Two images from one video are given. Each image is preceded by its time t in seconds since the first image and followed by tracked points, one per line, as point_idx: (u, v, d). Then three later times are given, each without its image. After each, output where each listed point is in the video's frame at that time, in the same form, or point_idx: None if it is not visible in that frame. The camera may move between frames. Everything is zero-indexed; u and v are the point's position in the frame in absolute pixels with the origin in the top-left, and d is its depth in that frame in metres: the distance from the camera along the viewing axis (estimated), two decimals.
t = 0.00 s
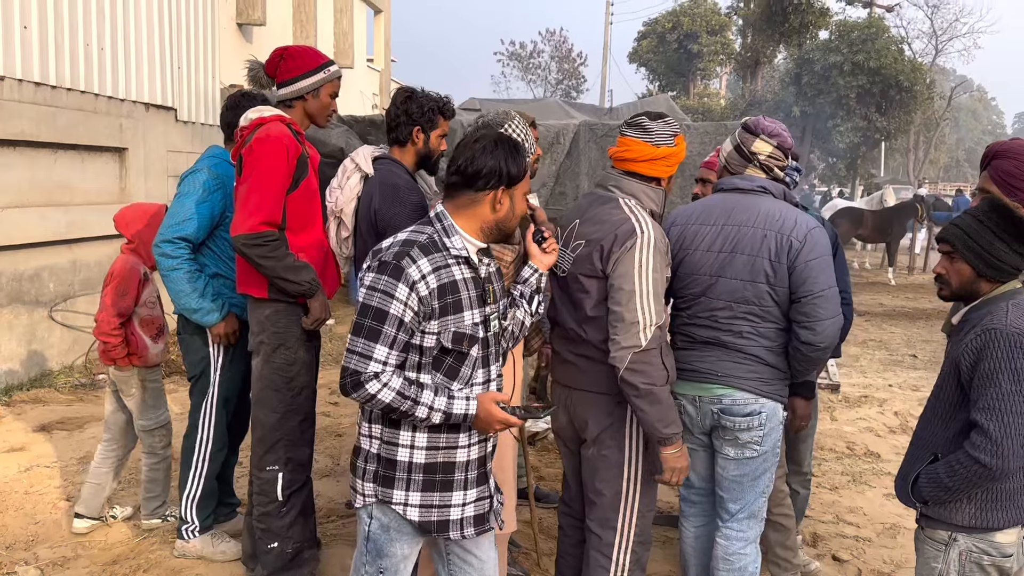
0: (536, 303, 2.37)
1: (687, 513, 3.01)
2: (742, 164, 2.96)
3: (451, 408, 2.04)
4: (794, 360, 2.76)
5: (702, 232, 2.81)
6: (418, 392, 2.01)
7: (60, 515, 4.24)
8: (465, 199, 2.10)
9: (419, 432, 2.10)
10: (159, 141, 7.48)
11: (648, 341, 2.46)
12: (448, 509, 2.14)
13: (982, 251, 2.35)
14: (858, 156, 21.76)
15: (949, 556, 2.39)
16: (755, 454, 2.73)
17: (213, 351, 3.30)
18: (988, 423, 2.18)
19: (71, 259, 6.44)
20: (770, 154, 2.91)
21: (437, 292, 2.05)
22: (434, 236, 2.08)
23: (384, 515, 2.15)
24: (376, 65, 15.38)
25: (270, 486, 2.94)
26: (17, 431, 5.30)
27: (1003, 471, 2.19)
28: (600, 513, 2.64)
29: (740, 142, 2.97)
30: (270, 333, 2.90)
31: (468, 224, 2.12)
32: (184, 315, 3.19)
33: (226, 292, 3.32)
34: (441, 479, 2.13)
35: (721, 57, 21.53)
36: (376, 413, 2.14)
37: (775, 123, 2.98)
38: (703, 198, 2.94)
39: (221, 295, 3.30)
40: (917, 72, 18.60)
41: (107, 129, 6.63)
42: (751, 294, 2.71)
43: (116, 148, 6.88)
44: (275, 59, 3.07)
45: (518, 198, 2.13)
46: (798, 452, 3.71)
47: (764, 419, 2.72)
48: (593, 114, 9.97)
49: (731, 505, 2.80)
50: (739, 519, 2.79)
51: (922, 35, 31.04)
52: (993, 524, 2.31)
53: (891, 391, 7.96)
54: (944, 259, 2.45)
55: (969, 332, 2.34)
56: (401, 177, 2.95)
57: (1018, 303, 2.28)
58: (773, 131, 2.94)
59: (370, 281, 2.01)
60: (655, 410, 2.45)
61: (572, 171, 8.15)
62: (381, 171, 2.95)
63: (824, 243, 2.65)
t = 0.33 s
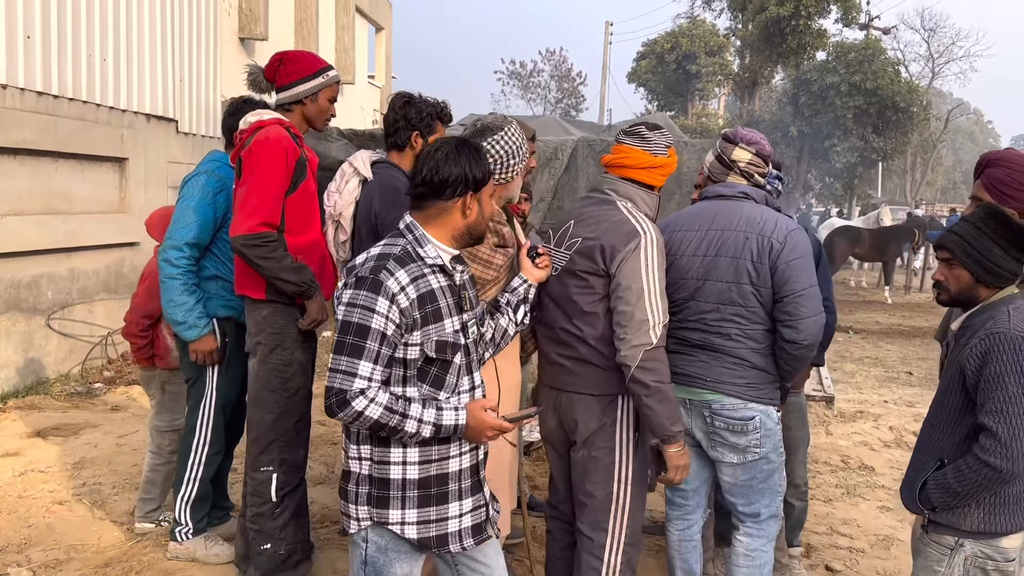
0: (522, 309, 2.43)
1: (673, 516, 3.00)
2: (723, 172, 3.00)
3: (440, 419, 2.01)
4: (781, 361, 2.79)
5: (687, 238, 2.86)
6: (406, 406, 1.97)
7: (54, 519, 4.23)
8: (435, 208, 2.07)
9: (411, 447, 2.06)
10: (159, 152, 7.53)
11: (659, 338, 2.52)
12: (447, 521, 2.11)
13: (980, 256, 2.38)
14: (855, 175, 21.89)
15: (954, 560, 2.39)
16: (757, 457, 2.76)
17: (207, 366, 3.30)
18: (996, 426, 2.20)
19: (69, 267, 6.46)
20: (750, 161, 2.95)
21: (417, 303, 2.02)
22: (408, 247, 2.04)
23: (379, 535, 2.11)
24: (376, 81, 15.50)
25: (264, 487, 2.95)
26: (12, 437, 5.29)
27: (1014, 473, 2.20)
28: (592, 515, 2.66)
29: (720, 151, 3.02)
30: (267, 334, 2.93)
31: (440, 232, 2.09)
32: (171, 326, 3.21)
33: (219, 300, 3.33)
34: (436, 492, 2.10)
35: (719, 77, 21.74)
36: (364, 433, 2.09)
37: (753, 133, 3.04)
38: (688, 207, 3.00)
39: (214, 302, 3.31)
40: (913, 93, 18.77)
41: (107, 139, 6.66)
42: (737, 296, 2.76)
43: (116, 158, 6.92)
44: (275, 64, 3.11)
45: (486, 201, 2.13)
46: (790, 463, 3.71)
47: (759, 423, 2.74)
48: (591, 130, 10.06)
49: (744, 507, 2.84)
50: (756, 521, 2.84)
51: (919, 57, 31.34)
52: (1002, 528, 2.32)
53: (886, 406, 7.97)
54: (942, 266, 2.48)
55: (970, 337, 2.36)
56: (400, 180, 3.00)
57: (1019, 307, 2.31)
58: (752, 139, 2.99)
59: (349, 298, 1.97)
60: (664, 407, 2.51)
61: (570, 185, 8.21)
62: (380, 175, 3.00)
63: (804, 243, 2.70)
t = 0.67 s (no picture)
0: (503, 311, 2.55)
1: (672, 519, 3.02)
2: (736, 179, 3.07)
3: (408, 418, 2.02)
4: (787, 364, 2.84)
5: (702, 239, 2.92)
6: (373, 403, 1.99)
7: (54, 520, 4.23)
8: (403, 206, 2.11)
9: (393, 442, 2.08)
10: (164, 164, 7.60)
11: (647, 338, 2.58)
12: (430, 513, 2.13)
13: (964, 259, 2.44)
14: (853, 197, 22.02)
15: (938, 559, 2.42)
16: (754, 459, 2.81)
17: (210, 367, 3.35)
18: (976, 427, 2.23)
19: (71, 276, 6.45)
20: (763, 171, 3.02)
21: (389, 298, 2.06)
22: (378, 243, 2.09)
23: (364, 532, 2.13)
24: (379, 100, 15.68)
25: (264, 484, 2.99)
26: (13, 441, 5.31)
27: (992, 474, 2.23)
28: (590, 512, 2.73)
29: (734, 159, 3.08)
30: (270, 332, 2.98)
31: (410, 228, 2.14)
32: (176, 326, 3.27)
33: (223, 299, 3.38)
34: (418, 484, 2.13)
35: (718, 100, 21.97)
36: (344, 432, 2.12)
37: (767, 141, 3.08)
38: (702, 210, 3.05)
39: (216, 301, 3.36)
40: (911, 116, 18.89)
41: (114, 150, 6.74)
42: (750, 297, 2.81)
43: (120, 168, 6.95)
44: (281, 68, 3.19)
45: (453, 194, 2.17)
46: (791, 468, 3.75)
47: (760, 423, 2.79)
48: (591, 149, 10.17)
49: (734, 509, 2.87)
50: (745, 523, 2.88)
51: (917, 81, 31.65)
52: (984, 530, 2.34)
53: (884, 423, 8.00)
54: (929, 269, 2.53)
55: (956, 340, 2.40)
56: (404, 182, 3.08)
57: (1002, 310, 2.37)
58: (767, 149, 3.04)
59: (319, 294, 2.01)
60: (647, 406, 2.59)
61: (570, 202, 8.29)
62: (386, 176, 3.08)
63: (816, 251, 2.78)
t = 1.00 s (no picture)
0: (483, 325, 2.54)
1: (683, 524, 3.04)
2: (758, 185, 3.13)
3: (409, 412, 2.08)
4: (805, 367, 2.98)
5: (729, 243, 2.92)
6: (375, 397, 2.05)
7: (62, 522, 4.18)
8: (406, 201, 2.18)
9: (384, 435, 2.12)
10: (170, 177, 7.30)
11: (650, 339, 2.65)
12: (417, 507, 2.18)
13: (948, 261, 2.50)
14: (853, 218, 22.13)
15: (912, 559, 2.46)
16: (769, 462, 2.88)
17: (220, 370, 3.41)
18: (946, 427, 2.29)
19: (77, 287, 6.16)
20: (785, 177, 3.12)
21: (391, 293, 2.12)
22: (380, 239, 2.14)
23: (352, 523, 2.17)
24: (382, 118, 15.81)
25: (274, 482, 3.03)
26: (18, 446, 5.09)
27: (959, 474, 2.29)
28: (595, 511, 2.81)
29: (755, 165, 3.17)
30: (281, 333, 3.05)
31: (410, 224, 2.20)
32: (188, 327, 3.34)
33: (235, 302, 3.45)
34: (407, 478, 2.17)
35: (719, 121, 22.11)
36: (337, 423, 2.14)
37: (781, 153, 3.23)
38: (723, 214, 3.05)
39: (228, 304, 3.44)
40: (912, 138, 19.00)
41: (121, 163, 6.46)
42: (780, 303, 2.87)
43: (127, 181, 6.69)
44: (297, 74, 3.28)
45: (453, 192, 2.23)
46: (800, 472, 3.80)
47: (779, 426, 2.86)
48: (593, 167, 10.26)
49: (743, 511, 2.92)
50: (752, 525, 2.93)
51: (916, 105, 31.91)
52: (952, 528, 2.39)
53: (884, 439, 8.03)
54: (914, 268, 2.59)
55: (935, 340, 2.47)
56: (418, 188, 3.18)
57: (982, 314, 2.43)
58: (784, 158, 3.19)
59: (323, 288, 2.05)
60: (650, 406, 2.66)
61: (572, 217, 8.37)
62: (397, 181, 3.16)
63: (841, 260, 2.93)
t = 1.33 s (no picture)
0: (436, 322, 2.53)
1: (688, 534, 3.05)
2: (764, 197, 3.17)
3: (420, 408, 2.14)
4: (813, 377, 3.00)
5: (736, 256, 2.95)
6: (387, 396, 2.09)
7: (66, 533, 4.18)
8: (377, 208, 2.24)
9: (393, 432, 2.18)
10: (175, 193, 7.38)
11: (642, 353, 2.67)
12: (427, 498, 2.25)
13: (924, 273, 2.55)
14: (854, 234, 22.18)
15: (901, 569, 2.47)
16: (774, 472, 2.90)
17: (228, 382, 3.45)
18: (926, 439, 2.31)
19: (82, 301, 6.19)
20: (790, 189, 3.16)
21: (387, 294, 2.18)
22: (364, 245, 2.18)
23: (356, 528, 2.20)
24: (385, 135, 15.94)
25: (279, 491, 3.06)
26: (23, 458, 5.10)
27: (940, 487, 2.30)
28: (599, 521, 2.84)
29: (762, 177, 3.20)
30: (288, 343, 3.09)
31: (383, 230, 2.26)
32: (196, 339, 3.37)
33: (242, 313, 3.49)
34: (415, 473, 2.23)
35: (720, 139, 22.22)
36: (344, 427, 2.17)
37: (786, 163, 3.25)
38: (730, 225, 3.09)
39: (235, 315, 3.47)
40: (912, 156, 19.12)
41: (126, 178, 6.52)
42: (787, 315, 2.89)
43: (133, 196, 6.75)
44: (305, 86, 3.33)
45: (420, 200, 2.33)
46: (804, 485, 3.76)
47: (785, 437, 2.88)
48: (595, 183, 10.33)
49: (750, 521, 2.93)
50: (758, 535, 2.94)
51: (917, 123, 32.05)
52: (939, 538, 2.41)
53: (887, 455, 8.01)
54: (892, 279, 2.65)
55: (916, 352, 2.48)
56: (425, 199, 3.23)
57: (963, 325, 2.44)
58: (790, 169, 3.21)
59: (324, 295, 2.07)
60: (641, 419, 2.68)
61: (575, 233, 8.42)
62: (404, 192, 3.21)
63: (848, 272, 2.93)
